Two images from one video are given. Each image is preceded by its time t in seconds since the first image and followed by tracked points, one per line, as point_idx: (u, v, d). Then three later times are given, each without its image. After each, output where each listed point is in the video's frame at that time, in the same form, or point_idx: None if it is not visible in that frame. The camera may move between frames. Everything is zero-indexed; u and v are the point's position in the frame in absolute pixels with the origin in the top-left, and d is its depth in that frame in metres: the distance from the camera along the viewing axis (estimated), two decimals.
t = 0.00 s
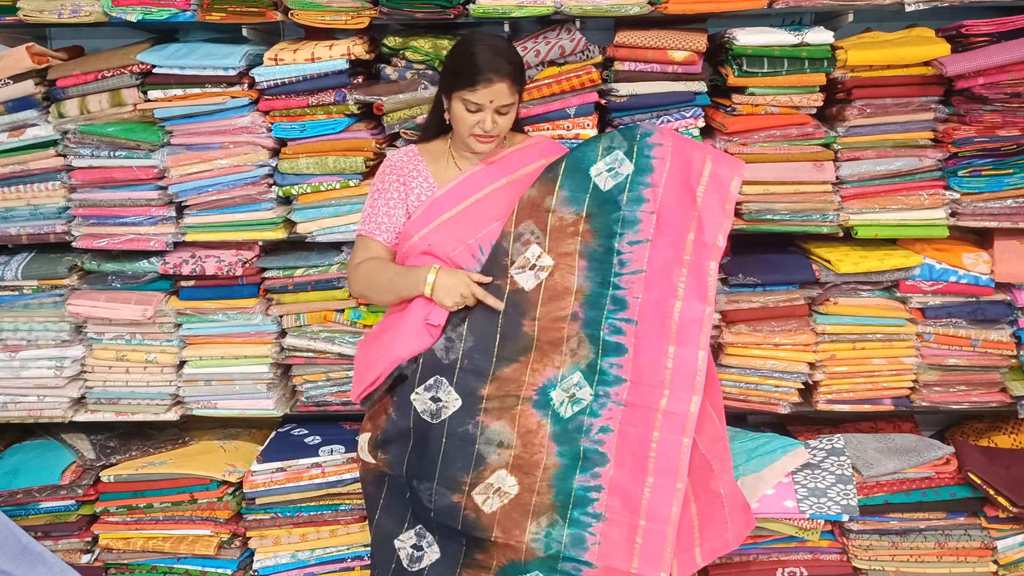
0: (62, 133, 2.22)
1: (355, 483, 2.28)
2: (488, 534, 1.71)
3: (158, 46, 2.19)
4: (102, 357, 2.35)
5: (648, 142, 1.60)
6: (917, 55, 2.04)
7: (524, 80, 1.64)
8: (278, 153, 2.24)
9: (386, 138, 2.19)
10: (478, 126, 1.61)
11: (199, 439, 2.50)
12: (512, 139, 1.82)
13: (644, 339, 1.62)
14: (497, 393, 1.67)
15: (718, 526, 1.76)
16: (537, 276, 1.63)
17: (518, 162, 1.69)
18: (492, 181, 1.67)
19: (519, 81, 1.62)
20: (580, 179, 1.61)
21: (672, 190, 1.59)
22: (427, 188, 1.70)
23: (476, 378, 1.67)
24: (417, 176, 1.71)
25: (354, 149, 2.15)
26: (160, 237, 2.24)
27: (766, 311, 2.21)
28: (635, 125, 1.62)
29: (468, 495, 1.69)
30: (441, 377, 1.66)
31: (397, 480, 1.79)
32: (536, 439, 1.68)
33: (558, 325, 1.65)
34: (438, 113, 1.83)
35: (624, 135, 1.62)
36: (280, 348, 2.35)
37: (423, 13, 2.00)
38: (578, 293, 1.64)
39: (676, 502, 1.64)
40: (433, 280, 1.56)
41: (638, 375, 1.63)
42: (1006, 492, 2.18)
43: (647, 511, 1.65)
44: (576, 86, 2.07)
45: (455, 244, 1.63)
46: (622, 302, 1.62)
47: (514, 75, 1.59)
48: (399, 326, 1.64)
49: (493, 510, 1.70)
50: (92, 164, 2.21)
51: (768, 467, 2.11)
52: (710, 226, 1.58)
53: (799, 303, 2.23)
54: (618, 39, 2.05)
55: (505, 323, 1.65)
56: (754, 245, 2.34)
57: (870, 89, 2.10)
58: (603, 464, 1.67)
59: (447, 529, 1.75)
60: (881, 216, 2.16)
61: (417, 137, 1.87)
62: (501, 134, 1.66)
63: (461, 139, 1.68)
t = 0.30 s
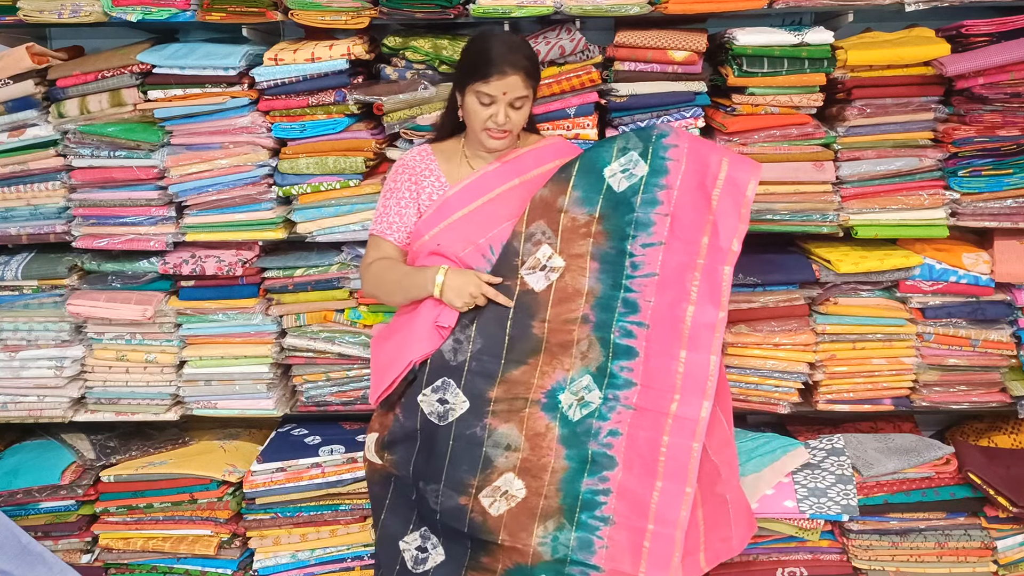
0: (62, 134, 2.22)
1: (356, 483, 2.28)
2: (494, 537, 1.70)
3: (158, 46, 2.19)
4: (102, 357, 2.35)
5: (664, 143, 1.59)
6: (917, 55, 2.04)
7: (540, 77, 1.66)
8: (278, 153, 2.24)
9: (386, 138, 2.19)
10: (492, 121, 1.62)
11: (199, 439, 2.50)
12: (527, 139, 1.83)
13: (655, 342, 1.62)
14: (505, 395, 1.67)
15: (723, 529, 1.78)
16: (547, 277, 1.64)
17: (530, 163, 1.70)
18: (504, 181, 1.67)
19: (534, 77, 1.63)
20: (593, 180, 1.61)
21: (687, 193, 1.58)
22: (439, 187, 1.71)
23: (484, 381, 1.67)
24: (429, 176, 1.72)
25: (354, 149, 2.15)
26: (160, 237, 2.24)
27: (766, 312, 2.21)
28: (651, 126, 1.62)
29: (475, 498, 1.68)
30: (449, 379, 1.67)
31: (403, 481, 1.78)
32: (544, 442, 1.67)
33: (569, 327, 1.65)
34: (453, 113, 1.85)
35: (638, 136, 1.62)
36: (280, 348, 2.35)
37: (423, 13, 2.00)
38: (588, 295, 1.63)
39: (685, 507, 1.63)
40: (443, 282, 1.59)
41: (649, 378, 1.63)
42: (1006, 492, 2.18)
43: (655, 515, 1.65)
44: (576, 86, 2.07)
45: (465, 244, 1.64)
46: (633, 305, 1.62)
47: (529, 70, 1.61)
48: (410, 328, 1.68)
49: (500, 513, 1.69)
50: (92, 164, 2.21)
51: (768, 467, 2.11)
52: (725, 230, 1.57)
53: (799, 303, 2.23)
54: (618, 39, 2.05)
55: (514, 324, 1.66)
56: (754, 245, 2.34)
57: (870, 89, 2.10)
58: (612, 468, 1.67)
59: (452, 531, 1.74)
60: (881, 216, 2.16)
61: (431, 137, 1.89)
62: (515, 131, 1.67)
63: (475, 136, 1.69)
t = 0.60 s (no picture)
0: (62, 133, 2.22)
1: (356, 483, 2.28)
2: (512, 542, 1.71)
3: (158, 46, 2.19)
4: (102, 357, 2.35)
5: (687, 139, 1.54)
6: (917, 55, 2.04)
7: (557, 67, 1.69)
8: (278, 153, 2.24)
9: (386, 138, 2.20)
10: (510, 108, 1.65)
11: (199, 439, 2.50)
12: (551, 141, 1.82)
13: (677, 346, 1.57)
14: (521, 399, 1.67)
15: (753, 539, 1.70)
16: (565, 277, 1.61)
17: (551, 162, 1.69)
18: (525, 181, 1.66)
19: (551, 65, 1.67)
20: (614, 177, 1.57)
21: (711, 190, 1.52)
22: (459, 187, 1.72)
23: (499, 384, 1.66)
24: (449, 176, 1.74)
25: (354, 149, 2.15)
26: (160, 237, 2.24)
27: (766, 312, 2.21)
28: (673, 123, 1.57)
29: (491, 502, 1.69)
30: (463, 380, 1.66)
31: (419, 485, 1.78)
32: (561, 446, 1.67)
33: (587, 328, 1.62)
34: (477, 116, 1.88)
35: (661, 132, 1.57)
36: (280, 348, 2.35)
37: (423, 13, 2.00)
38: (608, 295, 1.60)
39: (707, 516, 1.58)
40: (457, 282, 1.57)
41: (670, 383, 1.58)
42: (1006, 492, 2.18)
43: (677, 523, 1.60)
44: (576, 86, 2.07)
45: (483, 242, 1.63)
46: (655, 307, 1.57)
47: (546, 57, 1.65)
48: (427, 330, 1.67)
49: (517, 518, 1.70)
50: (92, 164, 2.21)
51: (768, 468, 2.11)
52: (749, 228, 1.49)
53: (799, 303, 2.22)
54: (618, 39, 2.05)
55: (531, 325, 1.64)
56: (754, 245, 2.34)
57: (870, 89, 2.10)
58: (632, 474, 1.64)
59: (468, 538, 1.75)
60: (881, 216, 2.16)
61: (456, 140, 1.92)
62: (534, 122, 1.69)
63: (496, 131, 1.72)
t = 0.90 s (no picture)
0: (62, 133, 2.22)
1: (356, 483, 2.29)
2: (524, 548, 1.66)
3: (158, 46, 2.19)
4: (102, 357, 2.36)
5: (712, 142, 1.55)
6: (918, 55, 2.04)
7: (573, 63, 1.71)
8: (278, 153, 2.24)
9: (386, 138, 2.20)
10: (523, 103, 1.67)
11: (199, 439, 2.50)
12: (575, 141, 1.81)
13: (697, 352, 1.54)
14: (536, 402, 1.61)
15: (764, 554, 1.67)
16: (584, 279, 1.57)
17: (574, 163, 1.66)
18: (546, 181, 1.64)
19: (566, 61, 1.69)
20: (637, 179, 1.56)
21: (735, 194, 1.52)
22: (479, 186, 1.73)
23: (514, 386, 1.61)
24: (470, 175, 1.75)
25: (354, 149, 2.15)
26: (160, 237, 2.24)
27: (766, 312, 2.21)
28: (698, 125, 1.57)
29: (504, 506, 1.65)
30: (478, 382, 1.62)
31: (433, 486, 1.73)
32: (576, 452, 1.62)
33: (604, 333, 1.58)
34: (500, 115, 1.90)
35: (686, 135, 1.57)
36: (280, 348, 2.35)
37: (423, 13, 2.00)
38: (626, 299, 1.56)
39: (724, 528, 1.55)
40: (474, 281, 1.55)
41: (689, 390, 1.55)
42: (1006, 492, 2.18)
43: (692, 535, 1.57)
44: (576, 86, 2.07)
45: (501, 242, 1.61)
46: (674, 312, 1.54)
47: (559, 51, 1.67)
48: (444, 330, 1.64)
49: (529, 524, 1.65)
50: (92, 164, 2.22)
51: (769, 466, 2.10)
52: (773, 234, 1.49)
53: (799, 303, 2.22)
54: (618, 39, 2.05)
55: (548, 328, 1.59)
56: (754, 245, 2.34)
57: (870, 89, 2.10)
58: (648, 482, 1.60)
59: (481, 542, 1.70)
60: (880, 216, 2.16)
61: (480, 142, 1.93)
62: (550, 117, 1.69)
63: (514, 130, 1.73)
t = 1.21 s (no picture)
0: (63, 133, 2.23)
1: (356, 483, 2.29)
2: (533, 549, 1.67)
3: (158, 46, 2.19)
4: (102, 357, 2.36)
5: (734, 145, 1.50)
6: (917, 55, 2.04)
7: (594, 60, 1.70)
8: (278, 153, 2.24)
9: (386, 138, 2.20)
10: (543, 100, 1.67)
11: (199, 439, 2.51)
12: (597, 138, 1.81)
13: (712, 360, 1.53)
14: (548, 404, 1.62)
15: (780, 563, 1.67)
16: (599, 283, 1.57)
17: (595, 162, 1.65)
18: (565, 181, 1.64)
19: (587, 58, 1.68)
20: (656, 182, 1.53)
21: (756, 201, 1.49)
22: (499, 185, 1.74)
23: (526, 388, 1.62)
24: (490, 173, 1.76)
25: (354, 149, 2.15)
26: (161, 237, 2.24)
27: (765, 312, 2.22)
28: (722, 127, 1.53)
29: (513, 507, 1.65)
30: (489, 383, 1.63)
31: (444, 484, 1.76)
32: (587, 456, 1.62)
33: (619, 337, 1.58)
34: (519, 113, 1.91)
35: (708, 137, 1.53)
36: (280, 349, 2.35)
37: (424, 13, 2.00)
38: (642, 304, 1.56)
39: (734, 538, 1.54)
40: (489, 282, 1.58)
41: (703, 398, 1.54)
42: (1006, 492, 2.19)
43: (702, 543, 1.57)
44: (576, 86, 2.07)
45: (518, 242, 1.62)
46: (690, 318, 1.53)
47: (579, 49, 1.66)
48: (459, 329, 1.67)
49: (538, 525, 1.65)
50: (93, 165, 2.22)
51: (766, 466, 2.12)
52: (794, 243, 1.47)
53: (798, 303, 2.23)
54: (618, 39, 2.05)
55: (563, 330, 1.60)
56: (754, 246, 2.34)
57: (869, 89, 2.11)
58: (659, 489, 1.59)
59: (491, 540, 1.71)
60: (880, 216, 2.16)
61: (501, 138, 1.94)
62: (570, 115, 1.69)
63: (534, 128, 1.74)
